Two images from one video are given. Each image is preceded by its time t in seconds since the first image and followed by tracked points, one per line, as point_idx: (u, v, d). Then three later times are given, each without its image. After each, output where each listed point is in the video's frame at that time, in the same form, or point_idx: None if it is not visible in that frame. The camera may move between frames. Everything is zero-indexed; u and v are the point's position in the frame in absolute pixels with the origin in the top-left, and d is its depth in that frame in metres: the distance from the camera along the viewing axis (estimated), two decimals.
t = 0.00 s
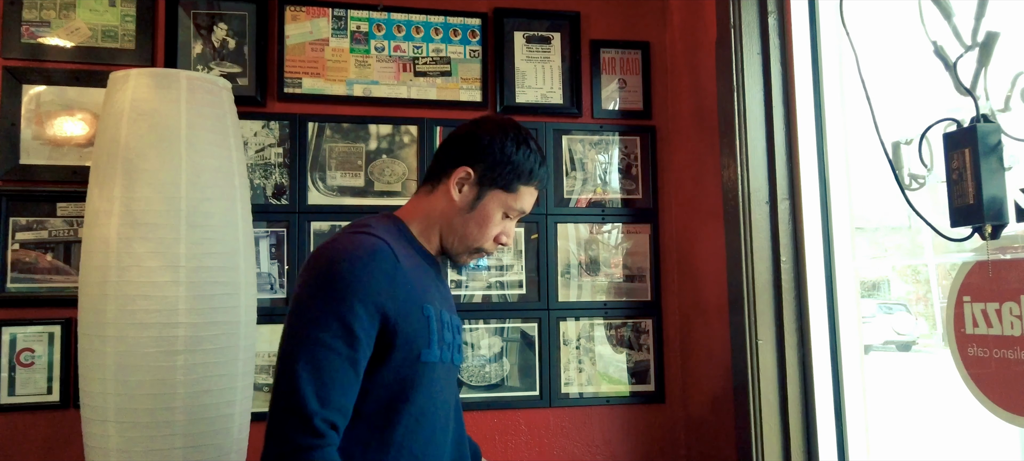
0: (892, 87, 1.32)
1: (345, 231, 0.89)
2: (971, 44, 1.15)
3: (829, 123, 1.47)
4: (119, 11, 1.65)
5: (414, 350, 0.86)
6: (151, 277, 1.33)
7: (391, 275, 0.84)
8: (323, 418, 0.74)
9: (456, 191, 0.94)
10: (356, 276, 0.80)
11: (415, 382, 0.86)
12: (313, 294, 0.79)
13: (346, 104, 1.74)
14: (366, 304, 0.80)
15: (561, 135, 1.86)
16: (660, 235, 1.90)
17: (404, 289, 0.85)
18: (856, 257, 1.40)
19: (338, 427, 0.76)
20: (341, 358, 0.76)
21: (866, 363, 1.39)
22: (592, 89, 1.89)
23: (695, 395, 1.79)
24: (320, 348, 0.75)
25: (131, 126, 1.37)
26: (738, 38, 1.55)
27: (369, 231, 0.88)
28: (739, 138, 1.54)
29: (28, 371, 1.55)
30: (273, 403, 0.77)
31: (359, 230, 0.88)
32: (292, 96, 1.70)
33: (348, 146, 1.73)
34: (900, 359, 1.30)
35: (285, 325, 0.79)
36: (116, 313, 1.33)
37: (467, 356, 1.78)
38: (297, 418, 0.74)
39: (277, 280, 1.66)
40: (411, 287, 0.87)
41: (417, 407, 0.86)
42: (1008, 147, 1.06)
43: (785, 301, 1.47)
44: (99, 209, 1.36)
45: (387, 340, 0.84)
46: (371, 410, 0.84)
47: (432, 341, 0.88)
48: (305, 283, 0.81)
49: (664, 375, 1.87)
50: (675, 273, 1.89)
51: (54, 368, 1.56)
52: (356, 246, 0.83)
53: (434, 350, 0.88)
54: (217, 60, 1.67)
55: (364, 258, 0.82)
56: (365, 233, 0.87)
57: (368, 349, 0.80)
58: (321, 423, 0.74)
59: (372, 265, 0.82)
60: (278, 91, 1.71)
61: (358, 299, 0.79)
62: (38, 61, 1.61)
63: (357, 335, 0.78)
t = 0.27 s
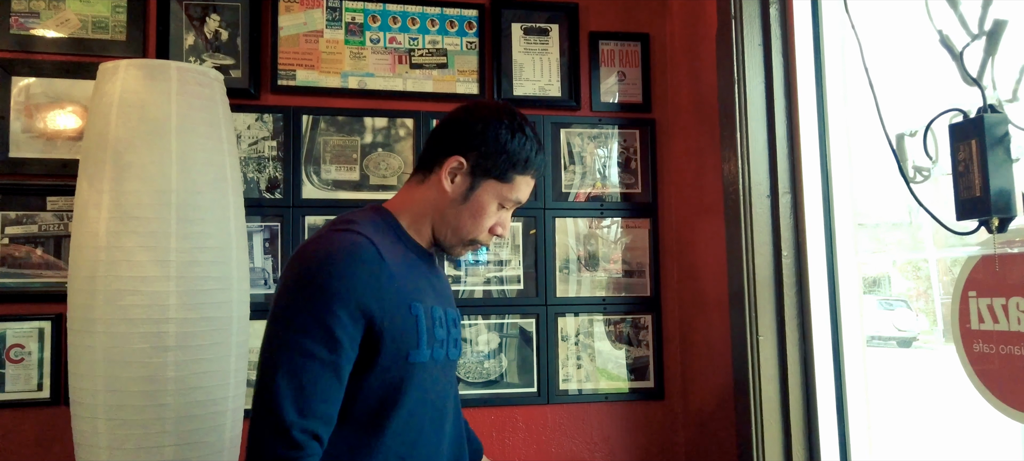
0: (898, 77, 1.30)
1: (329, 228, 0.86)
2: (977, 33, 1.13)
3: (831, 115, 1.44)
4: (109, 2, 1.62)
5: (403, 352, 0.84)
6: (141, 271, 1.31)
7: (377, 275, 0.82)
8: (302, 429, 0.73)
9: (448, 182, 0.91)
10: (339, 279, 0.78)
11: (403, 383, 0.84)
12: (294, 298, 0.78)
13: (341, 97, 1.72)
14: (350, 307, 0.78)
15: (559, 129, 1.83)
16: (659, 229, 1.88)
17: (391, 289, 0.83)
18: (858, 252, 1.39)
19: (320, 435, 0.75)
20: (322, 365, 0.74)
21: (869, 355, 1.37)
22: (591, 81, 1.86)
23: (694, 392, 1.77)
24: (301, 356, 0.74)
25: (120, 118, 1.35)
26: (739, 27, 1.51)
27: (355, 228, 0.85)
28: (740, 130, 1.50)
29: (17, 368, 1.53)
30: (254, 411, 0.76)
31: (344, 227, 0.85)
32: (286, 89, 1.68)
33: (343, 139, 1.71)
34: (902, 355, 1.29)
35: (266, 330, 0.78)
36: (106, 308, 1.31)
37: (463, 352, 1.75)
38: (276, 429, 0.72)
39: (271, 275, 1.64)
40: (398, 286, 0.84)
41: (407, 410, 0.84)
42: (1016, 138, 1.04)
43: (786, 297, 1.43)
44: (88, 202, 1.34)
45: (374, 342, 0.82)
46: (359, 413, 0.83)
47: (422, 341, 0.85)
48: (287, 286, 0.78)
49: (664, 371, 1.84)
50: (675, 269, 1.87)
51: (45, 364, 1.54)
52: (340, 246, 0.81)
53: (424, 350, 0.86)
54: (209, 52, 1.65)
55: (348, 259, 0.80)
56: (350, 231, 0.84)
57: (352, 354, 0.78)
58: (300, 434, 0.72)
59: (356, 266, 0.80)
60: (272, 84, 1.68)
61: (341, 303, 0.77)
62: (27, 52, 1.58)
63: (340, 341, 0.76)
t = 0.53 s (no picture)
0: (901, 72, 1.28)
1: (321, 231, 0.84)
2: (982, 27, 1.12)
3: (833, 111, 1.43)
4: None
5: (397, 355, 0.83)
6: (136, 268, 1.30)
7: (368, 280, 0.80)
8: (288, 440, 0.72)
9: (448, 178, 0.89)
10: (327, 286, 0.76)
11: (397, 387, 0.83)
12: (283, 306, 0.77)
13: (340, 92, 1.71)
14: (338, 315, 0.76)
15: (559, 125, 1.82)
16: (660, 226, 1.86)
17: (383, 293, 0.81)
18: (860, 249, 1.37)
19: (308, 443, 0.73)
20: (309, 375, 0.73)
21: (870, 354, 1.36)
22: (591, 77, 1.85)
23: (695, 389, 1.76)
24: (288, 366, 0.73)
25: (116, 113, 1.34)
26: (740, 21, 1.49)
27: (347, 231, 0.83)
28: (741, 126, 1.48)
29: (14, 364, 1.52)
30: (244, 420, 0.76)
31: (336, 230, 0.83)
32: (284, 84, 1.66)
33: (342, 135, 1.70)
34: (903, 354, 1.28)
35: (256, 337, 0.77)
36: (101, 305, 1.30)
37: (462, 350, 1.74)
38: (262, 440, 0.72)
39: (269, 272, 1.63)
40: (391, 289, 0.83)
41: (406, 412, 0.84)
42: (1020, 133, 1.02)
43: (787, 293, 1.42)
44: (83, 198, 1.33)
45: (366, 347, 0.81)
46: (354, 418, 0.82)
47: (416, 344, 0.84)
48: (275, 294, 0.78)
49: (664, 369, 1.83)
50: (676, 266, 1.85)
51: (41, 361, 1.53)
52: (329, 251, 0.79)
53: (418, 353, 0.85)
54: (206, 47, 1.64)
55: (337, 265, 0.78)
56: (342, 233, 0.82)
57: (341, 361, 0.77)
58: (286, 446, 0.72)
59: (345, 272, 0.78)
60: (269, 79, 1.67)
61: (329, 310, 0.76)
62: (23, 47, 1.57)
63: (327, 349, 0.75)
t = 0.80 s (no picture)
0: (902, 70, 1.29)
1: (323, 242, 0.84)
2: (984, 24, 1.11)
3: (835, 110, 1.44)
4: None
5: (400, 366, 0.83)
6: (138, 264, 1.30)
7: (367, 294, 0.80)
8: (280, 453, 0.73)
9: (456, 180, 0.88)
10: (324, 301, 0.77)
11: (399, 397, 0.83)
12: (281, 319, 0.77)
13: (341, 89, 1.71)
14: (335, 331, 0.77)
15: (560, 122, 1.82)
16: (661, 223, 1.86)
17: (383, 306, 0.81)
18: (861, 247, 1.38)
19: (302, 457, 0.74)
20: (302, 390, 0.74)
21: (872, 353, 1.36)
22: (592, 74, 1.85)
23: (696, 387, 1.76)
24: (283, 384, 0.74)
25: (118, 110, 1.34)
26: (742, 18, 1.49)
27: (349, 242, 0.83)
28: (743, 123, 1.48)
29: (17, 361, 1.53)
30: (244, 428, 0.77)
31: (337, 241, 0.83)
32: (285, 81, 1.66)
33: (343, 132, 1.70)
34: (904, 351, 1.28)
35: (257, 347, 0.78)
36: (104, 301, 1.30)
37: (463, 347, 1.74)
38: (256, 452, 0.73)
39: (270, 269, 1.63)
40: (393, 301, 0.82)
41: (410, 422, 0.84)
42: (1020, 130, 1.03)
43: (788, 291, 1.42)
44: (85, 195, 1.33)
45: (368, 359, 0.81)
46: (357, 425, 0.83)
47: (420, 355, 0.84)
48: (275, 306, 0.78)
49: (665, 366, 1.83)
50: (676, 263, 1.85)
51: (44, 357, 1.54)
52: (327, 266, 0.79)
53: (421, 364, 0.84)
54: (207, 43, 1.64)
55: (334, 281, 0.78)
56: (343, 246, 0.81)
57: (339, 377, 0.78)
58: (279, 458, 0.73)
59: (342, 288, 0.78)
60: (271, 76, 1.67)
61: (325, 327, 0.76)
62: (25, 44, 1.57)
63: (322, 365, 0.75)
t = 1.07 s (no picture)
0: (903, 70, 1.30)
1: (342, 262, 0.83)
2: (984, 26, 1.13)
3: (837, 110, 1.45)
4: None
5: (417, 389, 0.81)
6: (148, 262, 1.32)
7: (382, 318, 0.78)
8: None
9: (479, 194, 0.85)
10: (340, 322, 0.76)
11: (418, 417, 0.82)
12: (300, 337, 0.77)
13: (347, 89, 1.72)
14: (347, 356, 0.76)
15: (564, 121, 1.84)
16: (663, 222, 1.88)
17: (400, 328, 0.79)
18: (862, 245, 1.40)
19: None
20: (314, 411, 0.74)
21: (874, 353, 1.39)
22: (595, 73, 1.86)
23: (698, 383, 1.78)
24: (295, 408, 0.74)
25: (127, 110, 1.36)
26: (744, 17, 1.50)
27: (365, 264, 0.81)
28: (745, 122, 1.49)
29: (27, 357, 1.55)
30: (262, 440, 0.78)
31: (354, 263, 0.81)
32: (292, 80, 1.68)
33: (348, 131, 1.71)
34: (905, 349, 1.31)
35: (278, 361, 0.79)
36: (114, 298, 1.32)
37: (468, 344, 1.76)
38: None
39: (277, 266, 1.65)
40: (412, 322, 0.81)
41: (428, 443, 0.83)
42: (1020, 131, 1.04)
43: (790, 289, 1.42)
44: (96, 194, 1.35)
45: (384, 381, 0.80)
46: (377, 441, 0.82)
47: (438, 377, 0.82)
48: (296, 323, 0.78)
49: (668, 363, 1.85)
50: (679, 261, 1.87)
51: (53, 353, 1.55)
52: (340, 290, 0.77)
53: (440, 385, 0.83)
54: (215, 43, 1.65)
55: (346, 306, 0.77)
56: (359, 268, 0.80)
57: (352, 399, 0.77)
58: None
59: (355, 313, 0.77)
60: (277, 75, 1.69)
61: (337, 353, 0.75)
62: (34, 44, 1.59)
63: (335, 387, 0.75)
